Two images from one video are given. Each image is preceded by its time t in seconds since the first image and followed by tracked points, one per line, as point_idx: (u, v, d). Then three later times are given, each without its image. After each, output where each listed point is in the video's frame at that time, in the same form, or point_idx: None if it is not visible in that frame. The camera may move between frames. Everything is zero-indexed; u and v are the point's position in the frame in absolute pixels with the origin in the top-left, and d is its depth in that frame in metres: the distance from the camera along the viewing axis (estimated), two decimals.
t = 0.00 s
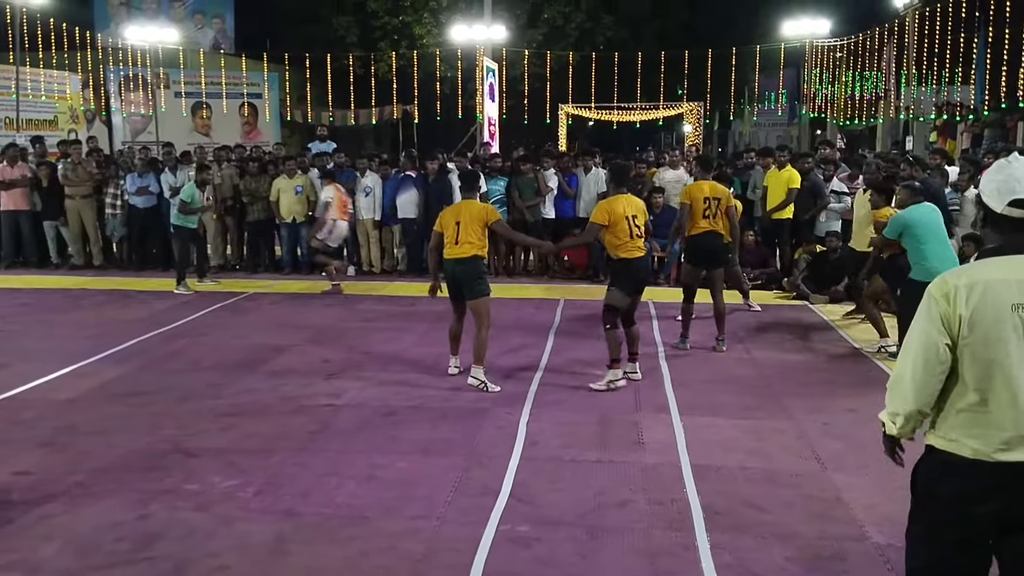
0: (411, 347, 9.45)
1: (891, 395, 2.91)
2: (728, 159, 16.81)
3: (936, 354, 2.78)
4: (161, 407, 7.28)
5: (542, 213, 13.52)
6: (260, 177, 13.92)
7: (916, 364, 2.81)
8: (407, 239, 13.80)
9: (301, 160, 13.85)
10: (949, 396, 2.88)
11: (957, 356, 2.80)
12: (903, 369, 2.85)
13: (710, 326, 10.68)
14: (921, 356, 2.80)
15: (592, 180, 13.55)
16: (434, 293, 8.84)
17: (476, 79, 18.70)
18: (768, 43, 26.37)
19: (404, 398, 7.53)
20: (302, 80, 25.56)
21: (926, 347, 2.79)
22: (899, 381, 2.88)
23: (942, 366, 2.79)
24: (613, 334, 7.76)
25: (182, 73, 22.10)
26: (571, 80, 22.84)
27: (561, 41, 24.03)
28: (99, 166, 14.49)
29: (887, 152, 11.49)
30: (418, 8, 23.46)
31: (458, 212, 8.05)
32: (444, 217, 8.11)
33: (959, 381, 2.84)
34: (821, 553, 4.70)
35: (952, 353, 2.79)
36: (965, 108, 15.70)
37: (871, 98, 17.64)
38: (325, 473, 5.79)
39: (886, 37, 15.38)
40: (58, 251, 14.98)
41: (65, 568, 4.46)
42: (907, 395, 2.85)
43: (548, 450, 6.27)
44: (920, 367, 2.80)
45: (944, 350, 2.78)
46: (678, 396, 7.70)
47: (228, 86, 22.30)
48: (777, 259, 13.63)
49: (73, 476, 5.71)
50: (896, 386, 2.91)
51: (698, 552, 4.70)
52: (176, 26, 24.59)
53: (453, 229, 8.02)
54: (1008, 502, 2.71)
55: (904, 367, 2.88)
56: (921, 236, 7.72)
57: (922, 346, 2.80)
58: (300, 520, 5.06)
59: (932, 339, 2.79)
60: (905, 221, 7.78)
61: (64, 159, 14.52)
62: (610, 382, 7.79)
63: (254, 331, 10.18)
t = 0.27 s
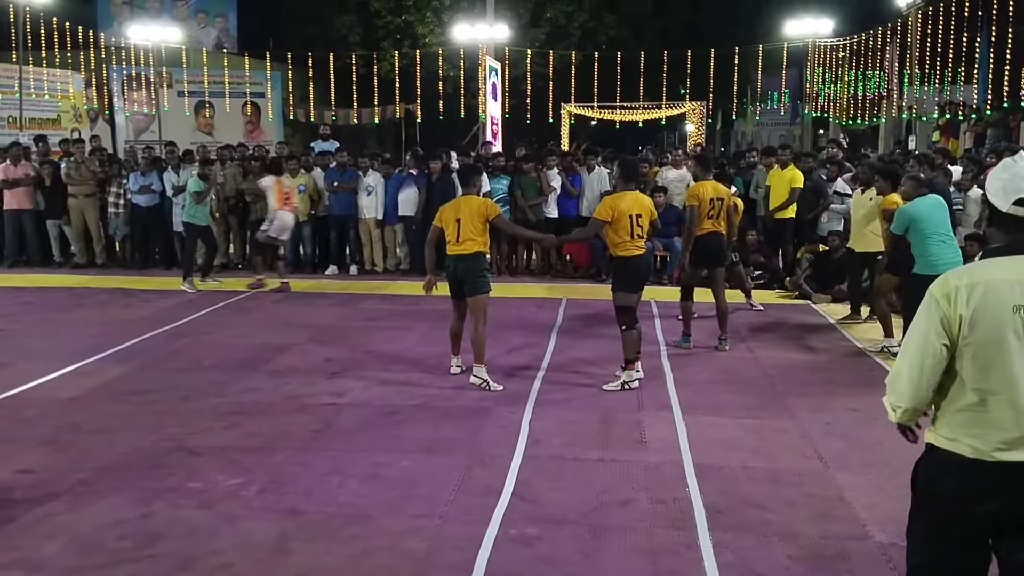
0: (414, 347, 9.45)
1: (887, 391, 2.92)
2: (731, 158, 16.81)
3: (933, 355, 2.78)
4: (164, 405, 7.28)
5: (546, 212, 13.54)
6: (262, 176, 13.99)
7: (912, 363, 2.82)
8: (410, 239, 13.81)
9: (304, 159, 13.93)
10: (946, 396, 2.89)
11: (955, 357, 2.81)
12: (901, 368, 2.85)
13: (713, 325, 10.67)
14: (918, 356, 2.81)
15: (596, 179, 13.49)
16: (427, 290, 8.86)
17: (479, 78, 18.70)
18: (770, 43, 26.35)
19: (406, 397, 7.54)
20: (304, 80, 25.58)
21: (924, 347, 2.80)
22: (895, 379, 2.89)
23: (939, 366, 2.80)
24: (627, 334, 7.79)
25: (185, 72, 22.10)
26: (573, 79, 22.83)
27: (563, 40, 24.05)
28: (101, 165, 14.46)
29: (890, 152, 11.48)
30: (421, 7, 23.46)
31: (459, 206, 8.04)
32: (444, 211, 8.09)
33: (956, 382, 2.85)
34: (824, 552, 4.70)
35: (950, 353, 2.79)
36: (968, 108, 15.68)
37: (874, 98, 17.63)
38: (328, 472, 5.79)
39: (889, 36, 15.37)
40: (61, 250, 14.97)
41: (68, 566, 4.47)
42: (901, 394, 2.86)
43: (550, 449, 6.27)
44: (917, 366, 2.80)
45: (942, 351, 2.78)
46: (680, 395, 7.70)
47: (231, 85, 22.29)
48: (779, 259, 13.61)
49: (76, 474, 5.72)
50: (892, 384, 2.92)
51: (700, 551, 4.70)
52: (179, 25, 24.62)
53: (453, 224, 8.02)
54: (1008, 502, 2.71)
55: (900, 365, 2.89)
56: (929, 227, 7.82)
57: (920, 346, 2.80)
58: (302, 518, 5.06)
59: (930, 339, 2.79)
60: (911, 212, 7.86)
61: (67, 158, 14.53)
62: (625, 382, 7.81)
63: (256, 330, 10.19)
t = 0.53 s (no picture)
0: (417, 346, 9.44)
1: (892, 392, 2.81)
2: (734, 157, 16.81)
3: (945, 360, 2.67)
4: (167, 404, 7.28)
5: (549, 211, 13.56)
6: (266, 175, 13.92)
7: (923, 367, 2.70)
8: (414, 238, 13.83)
9: (308, 159, 13.90)
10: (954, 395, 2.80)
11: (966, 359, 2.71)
12: (908, 371, 2.74)
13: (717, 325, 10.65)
14: (929, 361, 2.69)
15: (599, 179, 13.42)
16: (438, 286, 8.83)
17: (482, 78, 18.71)
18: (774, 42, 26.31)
19: (410, 396, 7.53)
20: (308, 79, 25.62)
21: (937, 354, 2.68)
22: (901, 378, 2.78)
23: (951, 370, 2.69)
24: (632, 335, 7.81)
25: (189, 71, 22.11)
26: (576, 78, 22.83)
27: (567, 39, 24.06)
28: (105, 164, 14.49)
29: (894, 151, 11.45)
30: (425, 7, 23.46)
31: (464, 204, 8.01)
32: (449, 209, 8.06)
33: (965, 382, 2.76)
34: (828, 552, 4.68)
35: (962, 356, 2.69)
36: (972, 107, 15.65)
37: (878, 96, 17.61)
38: (331, 471, 5.78)
39: (894, 35, 15.35)
40: (65, 249, 14.99)
41: (71, 564, 4.46)
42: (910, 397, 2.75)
43: (554, 448, 6.26)
44: (929, 372, 2.69)
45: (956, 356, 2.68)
46: (684, 395, 7.69)
47: (234, 84, 22.30)
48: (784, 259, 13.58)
49: (79, 473, 5.71)
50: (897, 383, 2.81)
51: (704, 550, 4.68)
52: (183, 25, 24.64)
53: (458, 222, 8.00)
54: None
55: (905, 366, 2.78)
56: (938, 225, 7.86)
57: (931, 352, 2.69)
58: (305, 517, 5.06)
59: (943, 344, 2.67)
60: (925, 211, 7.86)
61: (70, 157, 14.53)
62: (629, 382, 7.79)
63: (260, 329, 10.19)
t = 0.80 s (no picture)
0: (423, 346, 9.45)
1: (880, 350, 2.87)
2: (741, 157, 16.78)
3: (939, 347, 2.71)
4: (174, 404, 7.30)
5: (555, 211, 13.54)
6: (273, 174, 13.93)
7: (914, 347, 2.75)
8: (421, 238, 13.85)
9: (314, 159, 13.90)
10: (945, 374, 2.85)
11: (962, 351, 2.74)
12: (901, 345, 2.78)
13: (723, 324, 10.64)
14: (924, 344, 2.73)
15: (607, 178, 13.51)
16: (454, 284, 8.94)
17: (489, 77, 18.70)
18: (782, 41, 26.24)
19: (416, 396, 7.54)
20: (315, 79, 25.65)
21: (933, 341, 2.71)
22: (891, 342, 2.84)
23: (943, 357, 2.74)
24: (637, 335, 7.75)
25: (196, 71, 22.16)
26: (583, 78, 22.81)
27: (574, 38, 24.03)
28: (112, 164, 14.55)
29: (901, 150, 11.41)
30: (431, 6, 23.44)
31: (473, 205, 8.07)
32: (458, 210, 8.12)
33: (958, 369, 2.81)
34: (834, 552, 4.68)
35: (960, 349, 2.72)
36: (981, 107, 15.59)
37: (885, 96, 17.56)
38: (337, 470, 5.80)
39: (902, 35, 15.29)
40: (73, 249, 15.06)
41: (79, 563, 4.48)
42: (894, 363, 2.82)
43: (560, 448, 6.26)
44: (921, 355, 2.74)
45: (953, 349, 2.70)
46: (690, 394, 7.68)
47: (241, 84, 22.35)
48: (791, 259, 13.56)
49: (87, 472, 5.73)
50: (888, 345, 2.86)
51: (710, 550, 4.68)
52: (189, 24, 24.69)
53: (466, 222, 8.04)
54: None
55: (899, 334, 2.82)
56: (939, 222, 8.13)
57: (929, 337, 2.71)
58: (311, 517, 5.07)
59: (942, 335, 2.70)
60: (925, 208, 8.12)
61: (77, 157, 14.59)
62: (635, 382, 7.77)
63: (267, 329, 10.22)
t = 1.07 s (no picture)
0: (432, 345, 9.47)
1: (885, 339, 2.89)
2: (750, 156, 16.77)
3: (943, 344, 2.72)
4: (185, 403, 7.34)
5: (564, 211, 13.56)
6: (283, 175, 13.97)
7: (918, 341, 2.76)
8: (430, 238, 13.88)
9: (323, 159, 13.93)
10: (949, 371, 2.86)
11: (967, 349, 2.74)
12: (906, 338, 2.79)
13: (733, 325, 10.61)
14: (929, 340, 2.73)
15: (614, 178, 13.45)
16: (455, 286, 8.99)
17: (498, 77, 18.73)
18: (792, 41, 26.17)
19: (425, 396, 7.55)
20: (324, 79, 25.74)
21: (937, 337, 2.72)
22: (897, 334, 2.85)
23: (947, 354, 2.74)
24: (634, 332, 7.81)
25: (207, 71, 22.22)
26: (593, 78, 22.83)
27: (583, 38, 24.09)
28: (124, 164, 14.68)
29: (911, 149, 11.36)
30: (441, 7, 23.52)
31: (481, 203, 8.06)
32: (466, 208, 8.09)
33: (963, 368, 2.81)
34: (842, 552, 4.67)
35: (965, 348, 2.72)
36: (992, 106, 15.53)
37: (896, 96, 17.52)
38: (347, 470, 5.82)
39: (913, 34, 15.23)
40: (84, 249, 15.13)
41: (90, 562, 4.51)
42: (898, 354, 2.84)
43: (568, 448, 6.27)
44: (925, 351, 2.74)
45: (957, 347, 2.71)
46: (699, 395, 7.68)
47: (252, 84, 22.45)
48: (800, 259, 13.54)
49: (98, 471, 5.77)
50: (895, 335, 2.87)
51: (719, 550, 4.68)
52: (200, 25, 24.80)
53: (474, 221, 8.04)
54: None
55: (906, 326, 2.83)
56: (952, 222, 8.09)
57: (934, 334, 2.72)
58: (320, 516, 5.09)
59: (947, 333, 2.70)
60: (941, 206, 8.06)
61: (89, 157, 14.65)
62: (640, 377, 7.81)
63: (276, 328, 10.25)
